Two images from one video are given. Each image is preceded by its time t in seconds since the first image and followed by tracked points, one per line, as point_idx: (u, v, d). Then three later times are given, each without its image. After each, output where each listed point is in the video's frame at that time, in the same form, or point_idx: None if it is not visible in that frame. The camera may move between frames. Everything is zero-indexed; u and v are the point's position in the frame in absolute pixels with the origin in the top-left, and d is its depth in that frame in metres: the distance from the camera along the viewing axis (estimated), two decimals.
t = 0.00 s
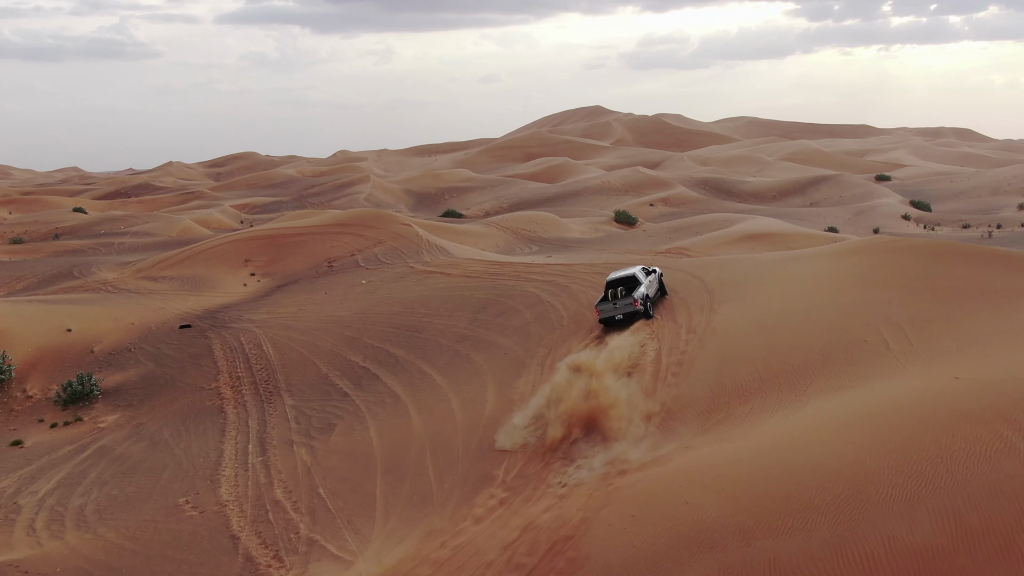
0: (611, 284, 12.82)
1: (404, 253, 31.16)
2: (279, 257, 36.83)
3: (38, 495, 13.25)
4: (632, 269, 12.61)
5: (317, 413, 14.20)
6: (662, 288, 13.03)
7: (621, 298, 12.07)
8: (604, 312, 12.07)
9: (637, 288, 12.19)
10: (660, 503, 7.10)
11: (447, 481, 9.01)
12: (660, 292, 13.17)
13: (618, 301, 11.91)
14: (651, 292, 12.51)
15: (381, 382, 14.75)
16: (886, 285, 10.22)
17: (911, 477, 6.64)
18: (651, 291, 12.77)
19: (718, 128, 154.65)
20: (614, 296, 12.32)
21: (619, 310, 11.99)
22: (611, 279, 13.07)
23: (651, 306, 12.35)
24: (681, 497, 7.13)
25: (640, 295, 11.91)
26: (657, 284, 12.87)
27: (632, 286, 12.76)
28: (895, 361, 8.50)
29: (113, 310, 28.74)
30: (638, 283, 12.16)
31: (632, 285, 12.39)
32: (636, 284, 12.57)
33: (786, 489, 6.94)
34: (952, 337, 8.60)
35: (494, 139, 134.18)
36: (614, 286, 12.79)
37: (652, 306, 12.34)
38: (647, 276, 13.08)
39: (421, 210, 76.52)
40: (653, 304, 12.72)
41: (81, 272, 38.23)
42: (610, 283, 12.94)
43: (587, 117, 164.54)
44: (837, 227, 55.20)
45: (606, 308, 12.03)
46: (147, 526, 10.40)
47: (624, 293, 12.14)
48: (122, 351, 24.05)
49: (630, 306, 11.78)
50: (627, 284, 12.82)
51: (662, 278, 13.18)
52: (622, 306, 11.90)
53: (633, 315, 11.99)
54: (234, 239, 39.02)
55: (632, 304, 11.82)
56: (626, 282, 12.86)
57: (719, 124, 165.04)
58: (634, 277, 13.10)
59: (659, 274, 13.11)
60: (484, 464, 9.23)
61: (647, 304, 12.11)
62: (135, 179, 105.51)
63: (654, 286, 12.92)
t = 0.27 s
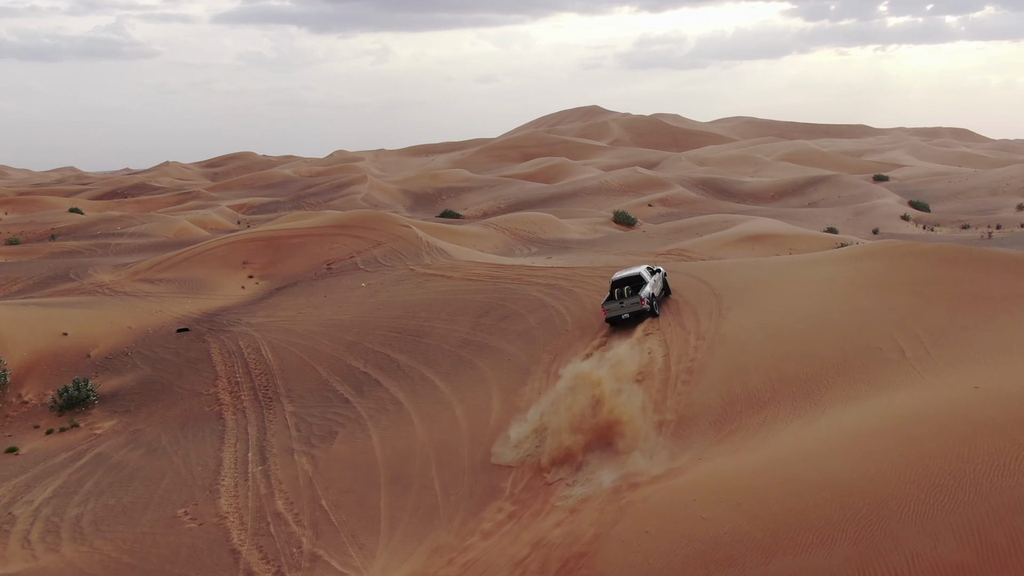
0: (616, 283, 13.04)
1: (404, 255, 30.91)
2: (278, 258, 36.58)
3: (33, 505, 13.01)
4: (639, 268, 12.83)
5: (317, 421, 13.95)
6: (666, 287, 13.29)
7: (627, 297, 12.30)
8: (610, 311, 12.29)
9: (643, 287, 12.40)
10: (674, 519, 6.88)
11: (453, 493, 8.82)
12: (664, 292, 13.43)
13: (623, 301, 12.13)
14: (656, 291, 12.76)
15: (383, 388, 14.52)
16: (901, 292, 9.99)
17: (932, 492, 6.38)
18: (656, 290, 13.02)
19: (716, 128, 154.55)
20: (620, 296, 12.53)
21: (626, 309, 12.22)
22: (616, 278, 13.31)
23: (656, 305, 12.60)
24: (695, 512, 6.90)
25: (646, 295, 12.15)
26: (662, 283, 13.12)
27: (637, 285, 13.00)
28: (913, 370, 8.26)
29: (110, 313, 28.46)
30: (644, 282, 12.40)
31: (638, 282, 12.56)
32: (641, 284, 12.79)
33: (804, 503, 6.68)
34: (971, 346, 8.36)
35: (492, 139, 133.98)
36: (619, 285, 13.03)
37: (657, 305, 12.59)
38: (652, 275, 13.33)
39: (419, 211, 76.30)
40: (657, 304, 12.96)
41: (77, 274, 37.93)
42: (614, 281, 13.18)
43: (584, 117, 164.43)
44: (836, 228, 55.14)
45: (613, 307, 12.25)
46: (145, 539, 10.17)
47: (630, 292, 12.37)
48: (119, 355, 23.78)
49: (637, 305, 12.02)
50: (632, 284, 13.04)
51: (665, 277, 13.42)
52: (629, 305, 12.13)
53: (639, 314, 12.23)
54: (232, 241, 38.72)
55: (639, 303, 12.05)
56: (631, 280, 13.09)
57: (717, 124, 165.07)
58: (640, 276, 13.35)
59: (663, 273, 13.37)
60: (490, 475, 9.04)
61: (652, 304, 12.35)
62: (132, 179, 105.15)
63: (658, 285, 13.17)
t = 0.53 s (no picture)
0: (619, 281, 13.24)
1: (402, 257, 30.68)
2: (275, 260, 36.30)
3: (27, 515, 12.75)
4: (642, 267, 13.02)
5: (316, 429, 13.72)
6: (668, 286, 13.53)
7: (632, 295, 12.50)
8: (616, 309, 12.47)
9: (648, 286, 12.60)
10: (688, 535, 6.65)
11: (458, 505, 8.62)
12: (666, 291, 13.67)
13: (628, 300, 12.32)
14: (660, 290, 12.99)
15: (383, 395, 14.27)
16: (914, 298, 9.76)
17: (953, 505, 6.11)
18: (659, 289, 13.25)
19: (712, 128, 154.63)
20: (625, 294, 12.73)
21: (631, 307, 12.41)
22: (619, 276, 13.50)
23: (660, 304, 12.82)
24: (709, 529, 6.66)
25: (652, 293, 12.37)
26: (664, 282, 13.35)
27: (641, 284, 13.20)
28: (929, 378, 8.02)
29: (104, 316, 28.15)
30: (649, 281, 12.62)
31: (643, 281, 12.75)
32: (646, 283, 13.00)
33: (820, 519, 6.44)
34: (989, 354, 8.13)
35: (488, 139, 133.79)
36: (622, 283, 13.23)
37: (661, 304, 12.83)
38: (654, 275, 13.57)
39: (416, 211, 76.07)
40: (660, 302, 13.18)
41: (71, 276, 37.59)
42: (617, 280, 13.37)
43: (580, 117, 164.35)
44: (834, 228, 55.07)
45: (619, 305, 12.44)
46: (142, 553, 9.92)
47: (635, 291, 12.58)
48: (114, 359, 23.49)
49: (643, 303, 12.22)
50: (636, 283, 13.24)
51: (667, 277, 13.68)
52: (634, 303, 12.32)
53: (644, 312, 12.43)
54: (228, 242, 38.41)
55: (645, 301, 12.25)
56: (633, 279, 13.30)
57: (713, 124, 165.18)
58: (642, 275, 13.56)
59: (665, 273, 13.62)
60: (496, 486, 8.85)
61: (657, 302, 12.58)
62: (126, 179, 104.52)
63: (661, 284, 13.41)
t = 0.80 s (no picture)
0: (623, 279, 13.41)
1: (400, 259, 30.45)
2: (271, 262, 36.00)
3: (20, 526, 12.47)
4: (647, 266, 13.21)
5: (315, 436, 13.50)
6: (669, 287, 13.75)
7: (637, 294, 12.69)
8: (622, 308, 12.64)
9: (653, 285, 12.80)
10: (700, 553, 6.42)
11: (463, 520, 8.39)
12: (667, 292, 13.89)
13: (634, 298, 12.49)
14: (663, 290, 13.19)
15: (383, 401, 14.04)
16: (928, 305, 9.56)
17: (975, 518, 5.88)
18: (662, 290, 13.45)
19: (708, 128, 154.72)
20: (630, 293, 12.91)
21: (637, 306, 12.57)
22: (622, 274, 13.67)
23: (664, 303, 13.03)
24: (722, 546, 6.44)
25: (656, 292, 12.59)
26: (666, 283, 13.57)
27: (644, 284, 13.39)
28: (945, 388, 7.82)
29: (99, 320, 27.82)
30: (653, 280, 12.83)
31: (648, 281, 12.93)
32: (649, 282, 13.22)
33: (838, 533, 6.21)
34: (1008, 362, 7.91)
35: (484, 139, 133.57)
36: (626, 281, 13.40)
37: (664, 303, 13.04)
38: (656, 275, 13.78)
39: (412, 211, 75.84)
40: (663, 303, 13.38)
41: (65, 278, 37.22)
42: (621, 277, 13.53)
43: (575, 117, 164.37)
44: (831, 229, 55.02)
45: (624, 303, 12.59)
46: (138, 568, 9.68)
47: (640, 290, 12.77)
48: (109, 364, 23.18)
49: (649, 301, 12.40)
50: (641, 281, 13.41)
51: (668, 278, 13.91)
52: (640, 302, 12.50)
53: (649, 311, 12.60)
54: (224, 244, 38.11)
55: (650, 299, 12.44)
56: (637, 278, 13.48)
57: (708, 124, 165.29)
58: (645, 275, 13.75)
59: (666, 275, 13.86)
60: (502, 500, 8.64)
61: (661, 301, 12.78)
62: (121, 179, 103.88)
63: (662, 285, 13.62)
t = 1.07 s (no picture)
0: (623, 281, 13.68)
1: (397, 262, 30.18)
2: (266, 264, 35.70)
3: (10, 538, 12.19)
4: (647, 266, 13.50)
5: (313, 444, 13.26)
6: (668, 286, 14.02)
7: (641, 293, 12.88)
8: (627, 306, 12.79)
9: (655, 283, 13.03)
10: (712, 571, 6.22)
11: (468, 535, 8.18)
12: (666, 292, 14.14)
13: (638, 296, 12.71)
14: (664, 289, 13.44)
15: (382, 408, 13.81)
16: (939, 313, 9.39)
17: (996, 534, 5.68)
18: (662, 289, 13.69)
19: (702, 128, 154.77)
20: (633, 292, 13.09)
21: (642, 304, 12.75)
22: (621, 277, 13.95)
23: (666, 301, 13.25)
24: (735, 564, 6.24)
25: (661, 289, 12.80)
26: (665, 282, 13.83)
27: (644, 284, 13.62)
28: (961, 399, 7.64)
29: (91, 323, 27.47)
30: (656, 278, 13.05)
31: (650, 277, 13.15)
32: (650, 282, 13.45)
33: (855, 550, 6.02)
34: None
35: (479, 139, 133.30)
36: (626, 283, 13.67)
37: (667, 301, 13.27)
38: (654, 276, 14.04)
39: (407, 211, 75.55)
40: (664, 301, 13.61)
41: (57, 280, 36.80)
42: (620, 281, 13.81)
43: (569, 116, 164.28)
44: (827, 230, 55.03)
45: (630, 302, 12.76)
46: None
47: (644, 288, 12.96)
48: (102, 369, 22.85)
49: (654, 298, 12.60)
50: (642, 280, 13.63)
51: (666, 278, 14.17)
52: (646, 299, 12.68)
53: (654, 309, 12.80)
54: (218, 246, 37.75)
55: (655, 296, 12.64)
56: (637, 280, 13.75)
57: (702, 124, 165.48)
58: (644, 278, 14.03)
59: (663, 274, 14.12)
60: (507, 514, 8.43)
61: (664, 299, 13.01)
62: (113, 179, 103.13)
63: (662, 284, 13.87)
